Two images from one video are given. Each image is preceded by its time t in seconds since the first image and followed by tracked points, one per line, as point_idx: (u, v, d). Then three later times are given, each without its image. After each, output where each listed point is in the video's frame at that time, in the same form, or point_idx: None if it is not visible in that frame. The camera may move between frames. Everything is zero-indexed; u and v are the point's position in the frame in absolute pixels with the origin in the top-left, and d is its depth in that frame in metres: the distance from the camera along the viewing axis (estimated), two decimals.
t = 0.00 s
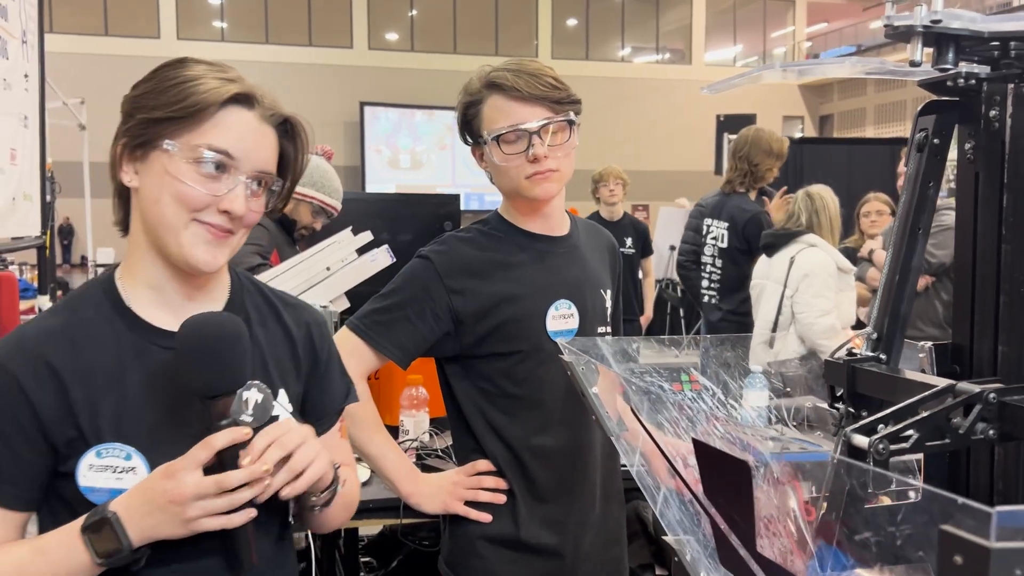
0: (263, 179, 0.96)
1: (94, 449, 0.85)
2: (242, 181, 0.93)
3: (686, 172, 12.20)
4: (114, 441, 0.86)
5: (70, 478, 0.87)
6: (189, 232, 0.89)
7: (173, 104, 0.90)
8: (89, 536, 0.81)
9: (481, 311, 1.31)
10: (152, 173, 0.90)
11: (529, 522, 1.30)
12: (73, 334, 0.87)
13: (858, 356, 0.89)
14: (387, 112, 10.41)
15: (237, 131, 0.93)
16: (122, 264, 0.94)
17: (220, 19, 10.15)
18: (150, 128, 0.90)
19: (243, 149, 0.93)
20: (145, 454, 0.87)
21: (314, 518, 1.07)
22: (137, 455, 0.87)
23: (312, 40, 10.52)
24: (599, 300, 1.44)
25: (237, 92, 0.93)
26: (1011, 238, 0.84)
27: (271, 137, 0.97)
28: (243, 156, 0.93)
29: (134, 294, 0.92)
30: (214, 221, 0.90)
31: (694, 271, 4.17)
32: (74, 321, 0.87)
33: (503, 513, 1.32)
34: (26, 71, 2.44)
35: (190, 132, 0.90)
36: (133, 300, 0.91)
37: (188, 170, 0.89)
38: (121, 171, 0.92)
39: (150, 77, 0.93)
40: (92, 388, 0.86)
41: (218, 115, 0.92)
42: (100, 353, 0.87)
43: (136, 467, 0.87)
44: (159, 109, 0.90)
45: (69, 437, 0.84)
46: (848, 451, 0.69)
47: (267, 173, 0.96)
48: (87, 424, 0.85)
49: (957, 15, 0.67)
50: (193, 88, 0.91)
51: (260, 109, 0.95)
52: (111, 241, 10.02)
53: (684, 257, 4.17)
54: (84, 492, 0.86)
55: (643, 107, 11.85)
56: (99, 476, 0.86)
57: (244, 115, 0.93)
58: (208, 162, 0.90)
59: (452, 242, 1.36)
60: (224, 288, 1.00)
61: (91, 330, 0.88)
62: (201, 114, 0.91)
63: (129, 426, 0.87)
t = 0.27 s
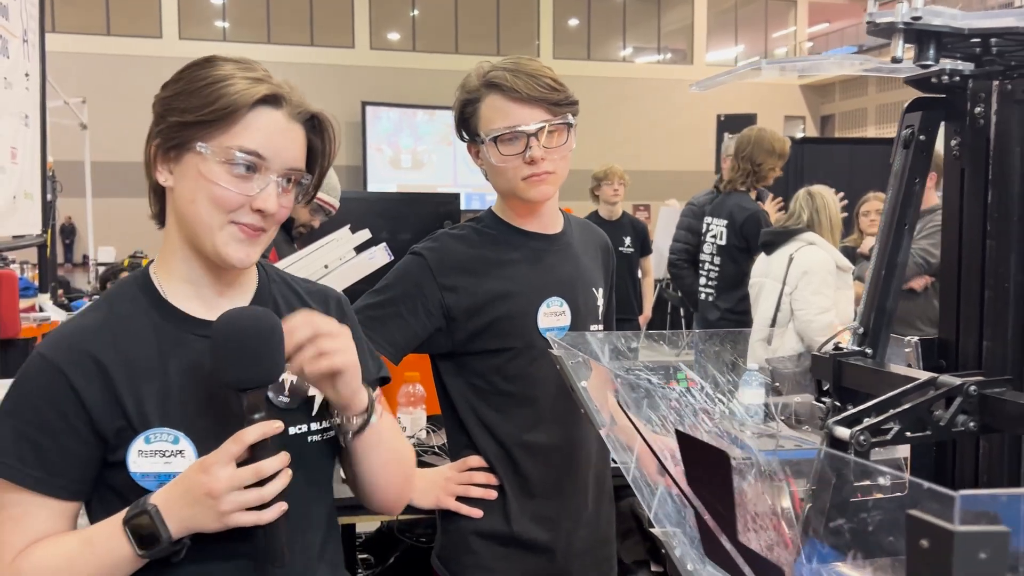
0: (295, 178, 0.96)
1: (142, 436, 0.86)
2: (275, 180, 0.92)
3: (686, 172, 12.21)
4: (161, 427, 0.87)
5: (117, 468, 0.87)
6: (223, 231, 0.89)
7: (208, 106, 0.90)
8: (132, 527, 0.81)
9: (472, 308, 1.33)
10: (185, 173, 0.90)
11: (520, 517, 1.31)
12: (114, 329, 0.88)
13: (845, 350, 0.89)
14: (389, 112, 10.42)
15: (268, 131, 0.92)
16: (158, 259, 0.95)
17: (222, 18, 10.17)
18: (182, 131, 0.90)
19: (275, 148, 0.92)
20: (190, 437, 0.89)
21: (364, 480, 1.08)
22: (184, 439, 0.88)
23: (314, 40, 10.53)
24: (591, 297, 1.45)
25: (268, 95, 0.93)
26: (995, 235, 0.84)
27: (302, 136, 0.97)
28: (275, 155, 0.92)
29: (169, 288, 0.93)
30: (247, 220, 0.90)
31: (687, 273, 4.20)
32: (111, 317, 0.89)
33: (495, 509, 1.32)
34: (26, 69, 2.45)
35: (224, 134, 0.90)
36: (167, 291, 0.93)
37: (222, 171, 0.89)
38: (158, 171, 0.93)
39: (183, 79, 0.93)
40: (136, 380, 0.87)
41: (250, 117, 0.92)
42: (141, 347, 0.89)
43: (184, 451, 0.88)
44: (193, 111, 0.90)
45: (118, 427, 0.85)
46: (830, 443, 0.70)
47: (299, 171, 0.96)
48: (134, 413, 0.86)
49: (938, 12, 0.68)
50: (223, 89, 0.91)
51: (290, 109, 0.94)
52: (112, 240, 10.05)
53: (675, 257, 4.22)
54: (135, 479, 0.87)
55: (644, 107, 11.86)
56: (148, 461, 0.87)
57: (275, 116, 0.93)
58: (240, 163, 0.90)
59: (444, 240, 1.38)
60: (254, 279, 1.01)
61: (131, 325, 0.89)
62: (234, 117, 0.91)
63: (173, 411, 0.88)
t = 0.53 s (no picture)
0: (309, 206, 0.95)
1: (157, 432, 0.88)
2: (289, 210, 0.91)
3: (686, 173, 12.22)
4: (175, 422, 0.89)
5: (135, 466, 0.89)
6: (233, 253, 0.89)
7: (230, 134, 0.89)
8: (150, 522, 0.83)
9: (457, 314, 1.34)
10: (201, 194, 0.90)
11: (509, 518, 1.33)
12: (126, 329, 0.89)
13: (818, 353, 0.92)
14: (390, 113, 10.44)
15: (289, 163, 0.91)
16: (171, 261, 0.96)
17: (223, 19, 10.18)
18: (203, 154, 0.90)
19: (293, 180, 0.91)
20: (203, 431, 0.90)
21: (383, 471, 1.08)
22: (198, 433, 0.89)
23: (315, 40, 10.55)
24: (575, 299, 1.46)
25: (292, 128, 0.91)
26: (965, 241, 0.86)
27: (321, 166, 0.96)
28: (291, 185, 0.91)
29: (180, 289, 0.94)
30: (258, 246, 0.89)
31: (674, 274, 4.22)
32: (125, 319, 0.90)
33: (485, 511, 1.34)
34: (25, 70, 2.46)
35: (244, 161, 0.90)
36: (177, 295, 0.94)
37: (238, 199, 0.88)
38: (176, 185, 0.93)
39: (209, 99, 0.92)
40: (147, 378, 0.88)
41: (270, 148, 0.91)
42: (154, 346, 0.90)
43: (198, 445, 0.89)
44: (214, 135, 0.90)
45: (133, 423, 0.87)
46: (798, 446, 0.71)
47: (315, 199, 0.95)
48: (146, 408, 0.87)
49: (901, 24, 0.70)
50: (249, 116, 0.90)
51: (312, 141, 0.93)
52: (114, 239, 10.07)
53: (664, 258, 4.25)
54: (153, 476, 0.89)
55: (645, 108, 11.86)
56: (165, 456, 0.88)
57: (295, 149, 0.92)
58: (258, 191, 0.89)
59: (428, 246, 1.39)
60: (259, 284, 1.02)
61: (142, 326, 0.91)
62: (255, 150, 0.90)
63: (185, 407, 0.90)
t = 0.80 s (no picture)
0: (287, 185, 0.94)
1: (149, 430, 0.88)
2: (260, 186, 0.91)
3: (688, 173, 12.22)
4: (168, 421, 0.89)
5: (129, 464, 0.89)
6: (206, 233, 0.89)
7: (200, 116, 0.92)
8: (141, 520, 0.83)
9: (453, 317, 1.35)
10: (178, 178, 0.92)
11: (512, 517, 1.33)
12: (121, 327, 0.90)
13: (811, 351, 0.92)
14: (392, 112, 10.45)
15: (257, 138, 0.92)
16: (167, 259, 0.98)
17: (226, 18, 10.19)
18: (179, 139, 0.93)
19: (263, 155, 0.91)
20: (196, 431, 0.90)
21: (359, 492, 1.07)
22: (189, 433, 0.89)
23: (317, 40, 10.56)
24: (571, 299, 1.47)
25: (257, 102, 0.92)
26: (956, 240, 0.87)
27: (298, 146, 0.95)
28: (260, 161, 0.91)
29: (173, 284, 0.95)
30: (229, 224, 0.89)
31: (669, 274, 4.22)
32: (119, 316, 0.91)
33: (486, 510, 1.34)
34: (28, 70, 2.47)
35: (213, 141, 0.91)
36: (173, 292, 0.95)
37: (206, 176, 0.90)
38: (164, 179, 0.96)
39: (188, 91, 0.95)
40: (143, 376, 0.89)
41: (239, 125, 0.92)
42: (148, 344, 0.90)
43: (189, 444, 0.89)
44: (188, 119, 0.92)
45: (125, 422, 0.87)
46: (788, 443, 0.72)
47: (293, 180, 0.94)
48: (140, 407, 0.87)
49: (891, 25, 0.71)
50: (220, 97, 0.92)
51: (281, 116, 0.93)
52: (117, 238, 10.09)
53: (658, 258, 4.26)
54: (144, 474, 0.89)
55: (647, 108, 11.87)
56: (156, 456, 0.88)
57: (262, 123, 0.92)
58: (227, 168, 0.90)
59: (422, 248, 1.40)
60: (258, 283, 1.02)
61: (137, 323, 0.91)
62: (222, 126, 0.92)
63: (180, 406, 0.90)
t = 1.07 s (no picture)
0: (245, 163, 0.93)
1: (120, 432, 0.87)
2: (215, 165, 0.91)
3: (689, 173, 12.23)
4: (139, 423, 0.87)
5: (99, 464, 0.88)
6: (166, 220, 0.88)
7: (152, 106, 0.93)
8: (107, 520, 0.81)
9: (452, 314, 1.35)
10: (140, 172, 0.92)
11: (509, 516, 1.34)
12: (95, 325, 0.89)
13: (811, 350, 0.92)
14: (394, 112, 10.45)
15: (208, 118, 0.92)
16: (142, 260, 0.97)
17: (228, 18, 10.19)
18: (139, 134, 0.94)
19: (216, 134, 0.91)
20: (168, 435, 0.88)
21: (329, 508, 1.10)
22: (160, 437, 0.88)
23: (319, 40, 10.56)
24: (572, 299, 1.47)
25: (203, 81, 0.93)
26: (957, 239, 0.87)
27: (253, 124, 0.96)
28: (213, 139, 0.91)
29: (147, 282, 0.94)
30: (187, 207, 0.88)
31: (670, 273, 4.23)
32: (93, 314, 0.90)
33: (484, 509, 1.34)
34: (29, 69, 2.47)
35: (166, 127, 0.92)
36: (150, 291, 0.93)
37: (162, 161, 0.90)
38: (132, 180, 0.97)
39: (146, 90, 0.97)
40: (117, 377, 0.88)
41: (189, 107, 0.92)
42: (121, 344, 0.89)
43: (160, 448, 0.88)
44: (143, 112, 0.94)
45: (96, 423, 0.86)
46: (787, 441, 0.72)
47: (251, 159, 0.94)
48: (112, 408, 0.86)
49: (890, 24, 0.71)
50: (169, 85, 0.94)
51: (230, 93, 0.93)
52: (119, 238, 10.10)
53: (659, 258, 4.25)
54: (114, 476, 0.87)
55: (648, 108, 11.87)
56: (126, 458, 0.87)
57: (211, 101, 0.92)
58: (182, 152, 0.90)
59: (421, 245, 1.40)
60: (236, 279, 1.00)
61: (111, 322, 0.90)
62: (174, 111, 0.93)
63: (154, 409, 0.89)
